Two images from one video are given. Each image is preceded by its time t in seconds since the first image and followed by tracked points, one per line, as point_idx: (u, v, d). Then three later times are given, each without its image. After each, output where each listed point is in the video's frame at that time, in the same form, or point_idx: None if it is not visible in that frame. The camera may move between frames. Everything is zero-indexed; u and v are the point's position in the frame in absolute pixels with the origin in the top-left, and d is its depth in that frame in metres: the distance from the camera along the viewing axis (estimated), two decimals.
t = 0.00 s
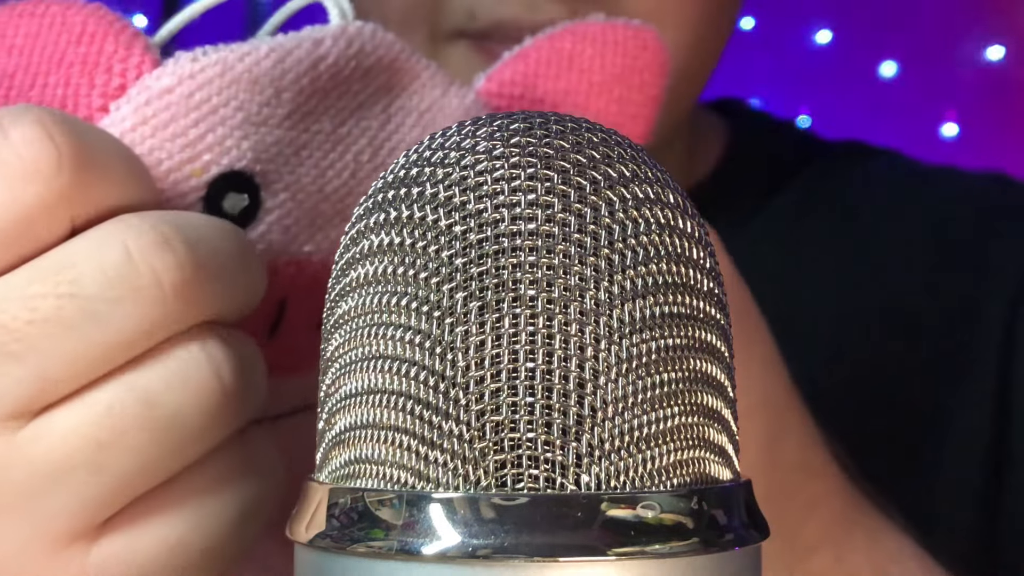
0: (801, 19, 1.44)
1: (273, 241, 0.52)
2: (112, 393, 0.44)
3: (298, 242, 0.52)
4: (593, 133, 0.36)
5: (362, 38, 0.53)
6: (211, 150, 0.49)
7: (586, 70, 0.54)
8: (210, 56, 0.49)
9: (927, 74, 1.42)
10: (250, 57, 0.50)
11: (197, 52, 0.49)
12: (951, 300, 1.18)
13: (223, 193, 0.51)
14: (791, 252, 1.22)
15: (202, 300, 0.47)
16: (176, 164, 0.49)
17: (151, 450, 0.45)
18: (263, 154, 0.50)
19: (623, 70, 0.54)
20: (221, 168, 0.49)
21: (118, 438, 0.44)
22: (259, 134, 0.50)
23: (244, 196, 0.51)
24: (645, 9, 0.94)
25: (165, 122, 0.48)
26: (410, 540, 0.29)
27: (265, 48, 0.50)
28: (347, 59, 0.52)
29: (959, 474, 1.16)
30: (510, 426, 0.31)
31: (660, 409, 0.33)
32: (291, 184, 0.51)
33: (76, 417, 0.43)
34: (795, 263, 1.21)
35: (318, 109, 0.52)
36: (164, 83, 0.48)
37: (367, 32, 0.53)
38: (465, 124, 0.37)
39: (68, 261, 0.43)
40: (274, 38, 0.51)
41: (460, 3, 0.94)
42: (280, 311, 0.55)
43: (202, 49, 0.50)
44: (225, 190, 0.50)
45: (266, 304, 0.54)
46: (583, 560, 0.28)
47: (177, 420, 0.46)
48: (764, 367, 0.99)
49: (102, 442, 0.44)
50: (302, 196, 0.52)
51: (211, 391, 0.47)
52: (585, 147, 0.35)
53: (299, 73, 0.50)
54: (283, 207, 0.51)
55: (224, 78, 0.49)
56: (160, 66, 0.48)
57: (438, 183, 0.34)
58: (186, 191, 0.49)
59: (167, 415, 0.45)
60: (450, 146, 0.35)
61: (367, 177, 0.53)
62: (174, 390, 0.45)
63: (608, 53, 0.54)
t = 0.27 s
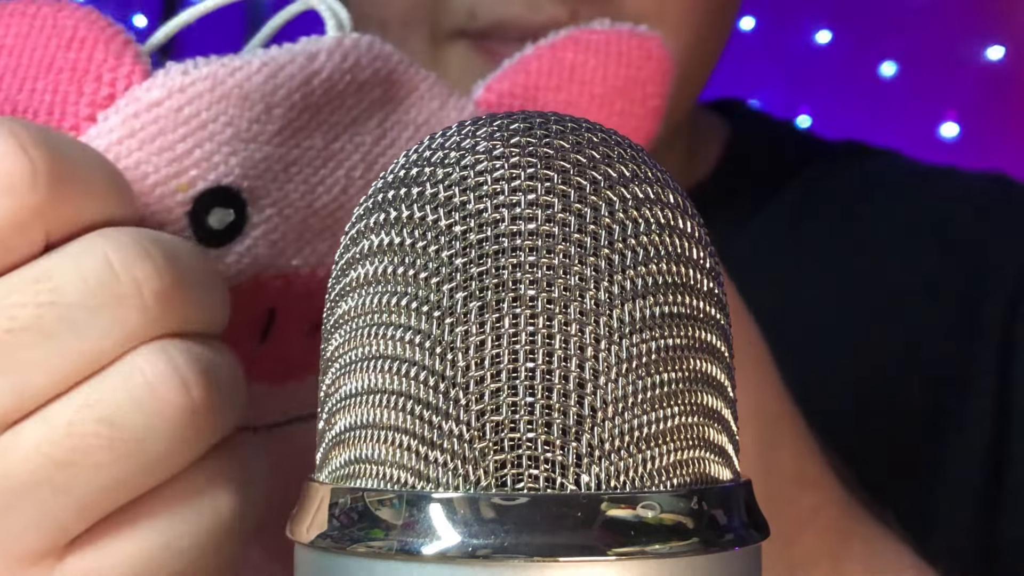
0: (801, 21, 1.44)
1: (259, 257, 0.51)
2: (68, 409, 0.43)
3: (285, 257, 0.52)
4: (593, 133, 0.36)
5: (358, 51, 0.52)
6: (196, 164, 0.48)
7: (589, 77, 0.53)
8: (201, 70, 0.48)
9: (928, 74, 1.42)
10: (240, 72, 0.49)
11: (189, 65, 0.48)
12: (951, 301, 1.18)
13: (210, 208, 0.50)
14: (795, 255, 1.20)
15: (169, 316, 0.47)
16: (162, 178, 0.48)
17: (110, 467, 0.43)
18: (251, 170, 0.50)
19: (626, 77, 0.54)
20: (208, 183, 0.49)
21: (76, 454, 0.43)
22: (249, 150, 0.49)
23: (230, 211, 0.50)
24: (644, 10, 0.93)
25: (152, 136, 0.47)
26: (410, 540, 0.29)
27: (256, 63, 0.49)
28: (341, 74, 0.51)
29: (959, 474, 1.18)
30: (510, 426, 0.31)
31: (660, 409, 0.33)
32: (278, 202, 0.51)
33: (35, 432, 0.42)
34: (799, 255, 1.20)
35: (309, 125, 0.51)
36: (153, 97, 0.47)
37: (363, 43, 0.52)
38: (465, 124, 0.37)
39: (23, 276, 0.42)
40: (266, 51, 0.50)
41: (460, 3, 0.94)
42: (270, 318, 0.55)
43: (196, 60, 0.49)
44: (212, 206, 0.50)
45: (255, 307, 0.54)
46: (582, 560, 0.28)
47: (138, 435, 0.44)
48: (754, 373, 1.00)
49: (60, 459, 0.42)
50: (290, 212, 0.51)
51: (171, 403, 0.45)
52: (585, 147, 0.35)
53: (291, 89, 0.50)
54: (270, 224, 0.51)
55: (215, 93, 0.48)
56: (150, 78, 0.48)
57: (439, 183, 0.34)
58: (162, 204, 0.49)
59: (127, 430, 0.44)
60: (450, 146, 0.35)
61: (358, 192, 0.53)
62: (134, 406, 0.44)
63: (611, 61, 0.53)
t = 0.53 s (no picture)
0: (801, 21, 1.44)
1: (242, 266, 0.52)
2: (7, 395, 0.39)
3: (269, 266, 0.53)
4: (593, 133, 0.36)
5: (361, 69, 0.53)
6: (181, 170, 0.49)
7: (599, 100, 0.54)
8: (196, 75, 0.49)
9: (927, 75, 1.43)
10: (235, 82, 0.49)
11: (186, 69, 0.49)
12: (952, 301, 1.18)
13: (191, 214, 0.50)
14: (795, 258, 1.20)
15: (120, 284, 0.42)
16: (146, 179, 0.48)
17: (53, 455, 0.39)
18: (237, 179, 0.50)
19: (638, 110, 0.54)
20: (192, 189, 0.49)
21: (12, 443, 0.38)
22: (237, 159, 0.50)
23: (214, 217, 0.51)
24: (643, 9, 0.93)
25: (139, 136, 0.48)
26: (410, 540, 0.29)
27: (253, 73, 0.50)
28: (341, 90, 0.52)
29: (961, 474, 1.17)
30: (510, 426, 0.31)
31: (660, 409, 0.33)
32: (264, 212, 0.52)
33: None
34: (800, 254, 1.20)
35: (303, 139, 0.52)
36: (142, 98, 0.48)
37: (367, 62, 0.53)
38: (465, 124, 0.37)
39: None
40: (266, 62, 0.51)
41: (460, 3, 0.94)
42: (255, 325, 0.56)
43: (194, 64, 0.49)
44: (196, 212, 0.50)
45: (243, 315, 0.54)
46: (583, 560, 0.28)
47: (79, 419, 0.39)
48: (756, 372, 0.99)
49: None
50: (275, 223, 0.52)
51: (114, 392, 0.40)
52: (585, 146, 0.35)
53: (286, 102, 0.51)
54: (255, 232, 0.52)
55: (207, 102, 0.49)
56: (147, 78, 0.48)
57: (439, 183, 0.34)
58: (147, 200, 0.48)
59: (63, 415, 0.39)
60: (450, 146, 0.35)
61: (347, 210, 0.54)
62: (71, 389, 0.39)
63: (623, 91, 0.54)
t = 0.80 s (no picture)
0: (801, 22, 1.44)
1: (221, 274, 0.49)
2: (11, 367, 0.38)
3: (249, 280, 0.50)
4: (593, 133, 0.36)
5: (370, 101, 0.53)
6: (170, 169, 0.48)
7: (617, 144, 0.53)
8: (203, 80, 0.50)
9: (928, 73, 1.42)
10: (238, 91, 0.50)
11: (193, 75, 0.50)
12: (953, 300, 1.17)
13: (175, 214, 0.48)
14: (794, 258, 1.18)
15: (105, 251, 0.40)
16: (136, 171, 0.48)
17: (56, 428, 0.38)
18: (225, 183, 0.49)
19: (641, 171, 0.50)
20: (178, 187, 0.48)
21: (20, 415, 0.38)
22: (228, 164, 0.49)
23: (197, 219, 0.49)
24: (642, 10, 0.93)
25: (133, 128, 0.48)
26: (410, 540, 0.29)
27: (257, 84, 0.50)
28: (346, 115, 0.52)
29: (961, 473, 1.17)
30: (510, 426, 0.31)
31: (660, 409, 0.33)
32: (249, 223, 0.50)
33: None
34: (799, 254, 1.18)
35: (298, 155, 0.51)
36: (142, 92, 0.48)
37: (377, 96, 0.54)
38: (465, 124, 0.37)
39: None
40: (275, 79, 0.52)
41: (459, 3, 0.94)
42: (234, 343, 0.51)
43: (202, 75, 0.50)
44: (177, 213, 0.49)
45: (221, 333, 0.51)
46: (582, 560, 0.28)
47: (85, 393, 0.39)
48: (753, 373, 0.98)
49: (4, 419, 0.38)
50: (260, 237, 0.50)
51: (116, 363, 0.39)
52: (585, 147, 0.35)
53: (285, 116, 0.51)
54: (237, 241, 0.49)
55: (206, 104, 0.49)
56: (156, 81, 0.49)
57: (439, 183, 0.34)
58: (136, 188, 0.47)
59: (69, 386, 0.38)
60: (450, 146, 0.35)
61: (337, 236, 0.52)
62: (79, 362, 0.39)
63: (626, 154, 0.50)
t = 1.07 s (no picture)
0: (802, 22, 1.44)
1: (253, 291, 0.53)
2: (63, 377, 0.43)
3: (279, 299, 0.54)
4: (593, 133, 0.36)
5: (394, 125, 0.57)
6: (210, 186, 0.52)
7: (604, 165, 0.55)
8: (240, 101, 0.53)
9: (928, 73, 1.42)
10: (274, 111, 0.53)
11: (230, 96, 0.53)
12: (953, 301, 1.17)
13: (213, 231, 0.52)
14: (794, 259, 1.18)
15: (149, 273, 0.45)
16: (179, 188, 0.51)
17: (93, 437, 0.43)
18: (259, 201, 0.52)
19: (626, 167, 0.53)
20: (216, 206, 0.52)
21: (62, 421, 0.43)
22: (266, 180, 0.52)
23: (234, 237, 0.53)
24: (641, 10, 0.92)
25: (175, 147, 0.51)
26: (410, 540, 0.29)
27: (294, 107, 0.54)
28: (375, 138, 0.56)
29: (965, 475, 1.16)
30: (510, 426, 0.31)
31: (660, 408, 0.33)
32: (281, 239, 0.53)
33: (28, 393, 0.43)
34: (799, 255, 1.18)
35: (331, 174, 0.55)
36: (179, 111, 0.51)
37: (400, 121, 0.58)
38: (465, 124, 0.37)
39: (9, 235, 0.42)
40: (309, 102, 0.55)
41: (457, 4, 0.94)
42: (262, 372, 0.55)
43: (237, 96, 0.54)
44: (217, 229, 0.53)
45: (249, 359, 0.55)
46: (582, 560, 0.28)
47: (128, 411, 0.44)
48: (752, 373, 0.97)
49: (49, 424, 0.43)
50: (293, 254, 0.53)
51: (156, 386, 0.45)
52: (586, 146, 0.35)
53: (319, 137, 0.54)
54: (271, 259, 0.53)
55: (247, 124, 0.52)
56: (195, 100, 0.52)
57: (439, 183, 0.34)
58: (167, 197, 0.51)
59: (114, 402, 0.44)
60: (450, 145, 0.35)
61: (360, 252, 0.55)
62: (127, 381, 0.44)
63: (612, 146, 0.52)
